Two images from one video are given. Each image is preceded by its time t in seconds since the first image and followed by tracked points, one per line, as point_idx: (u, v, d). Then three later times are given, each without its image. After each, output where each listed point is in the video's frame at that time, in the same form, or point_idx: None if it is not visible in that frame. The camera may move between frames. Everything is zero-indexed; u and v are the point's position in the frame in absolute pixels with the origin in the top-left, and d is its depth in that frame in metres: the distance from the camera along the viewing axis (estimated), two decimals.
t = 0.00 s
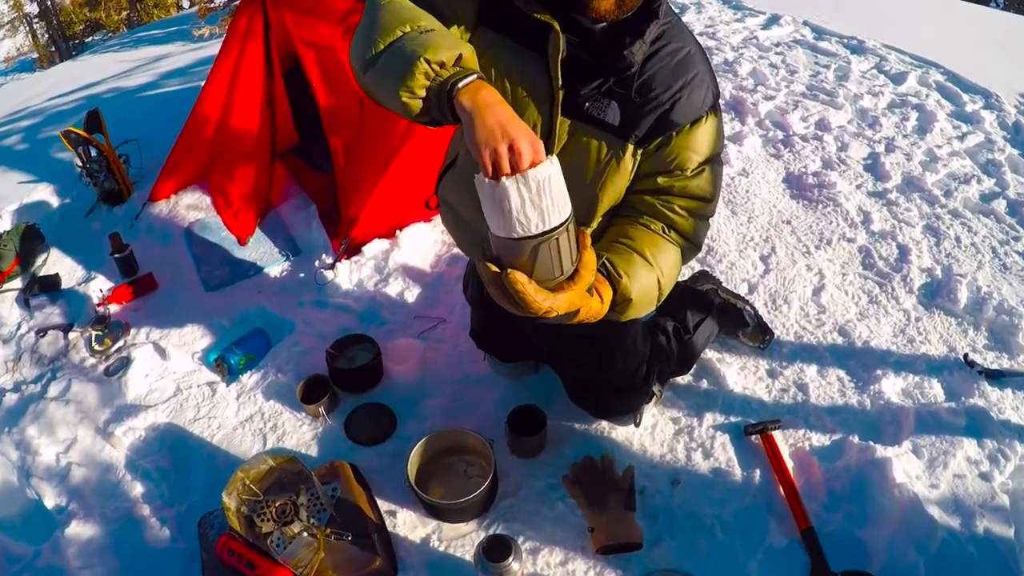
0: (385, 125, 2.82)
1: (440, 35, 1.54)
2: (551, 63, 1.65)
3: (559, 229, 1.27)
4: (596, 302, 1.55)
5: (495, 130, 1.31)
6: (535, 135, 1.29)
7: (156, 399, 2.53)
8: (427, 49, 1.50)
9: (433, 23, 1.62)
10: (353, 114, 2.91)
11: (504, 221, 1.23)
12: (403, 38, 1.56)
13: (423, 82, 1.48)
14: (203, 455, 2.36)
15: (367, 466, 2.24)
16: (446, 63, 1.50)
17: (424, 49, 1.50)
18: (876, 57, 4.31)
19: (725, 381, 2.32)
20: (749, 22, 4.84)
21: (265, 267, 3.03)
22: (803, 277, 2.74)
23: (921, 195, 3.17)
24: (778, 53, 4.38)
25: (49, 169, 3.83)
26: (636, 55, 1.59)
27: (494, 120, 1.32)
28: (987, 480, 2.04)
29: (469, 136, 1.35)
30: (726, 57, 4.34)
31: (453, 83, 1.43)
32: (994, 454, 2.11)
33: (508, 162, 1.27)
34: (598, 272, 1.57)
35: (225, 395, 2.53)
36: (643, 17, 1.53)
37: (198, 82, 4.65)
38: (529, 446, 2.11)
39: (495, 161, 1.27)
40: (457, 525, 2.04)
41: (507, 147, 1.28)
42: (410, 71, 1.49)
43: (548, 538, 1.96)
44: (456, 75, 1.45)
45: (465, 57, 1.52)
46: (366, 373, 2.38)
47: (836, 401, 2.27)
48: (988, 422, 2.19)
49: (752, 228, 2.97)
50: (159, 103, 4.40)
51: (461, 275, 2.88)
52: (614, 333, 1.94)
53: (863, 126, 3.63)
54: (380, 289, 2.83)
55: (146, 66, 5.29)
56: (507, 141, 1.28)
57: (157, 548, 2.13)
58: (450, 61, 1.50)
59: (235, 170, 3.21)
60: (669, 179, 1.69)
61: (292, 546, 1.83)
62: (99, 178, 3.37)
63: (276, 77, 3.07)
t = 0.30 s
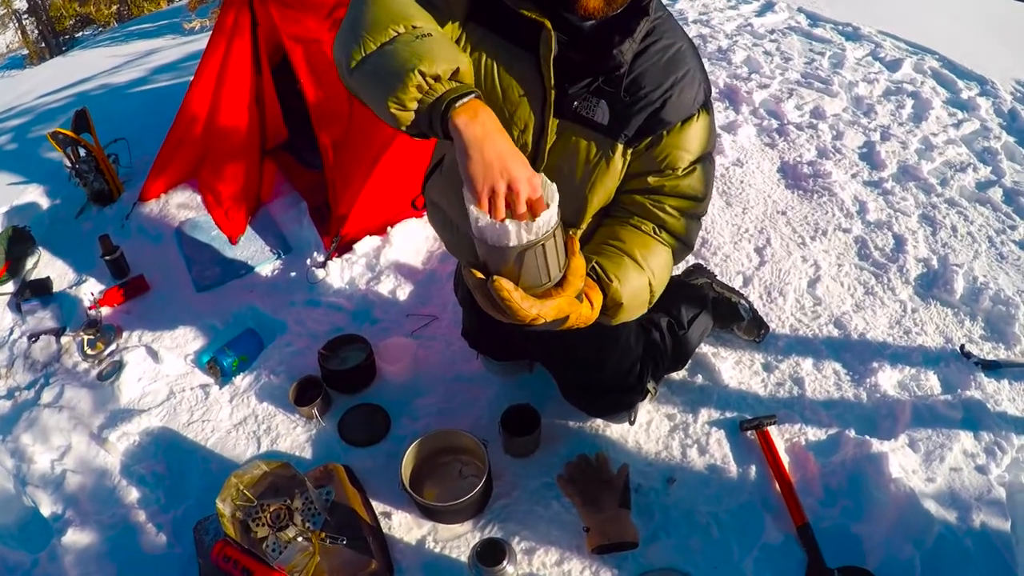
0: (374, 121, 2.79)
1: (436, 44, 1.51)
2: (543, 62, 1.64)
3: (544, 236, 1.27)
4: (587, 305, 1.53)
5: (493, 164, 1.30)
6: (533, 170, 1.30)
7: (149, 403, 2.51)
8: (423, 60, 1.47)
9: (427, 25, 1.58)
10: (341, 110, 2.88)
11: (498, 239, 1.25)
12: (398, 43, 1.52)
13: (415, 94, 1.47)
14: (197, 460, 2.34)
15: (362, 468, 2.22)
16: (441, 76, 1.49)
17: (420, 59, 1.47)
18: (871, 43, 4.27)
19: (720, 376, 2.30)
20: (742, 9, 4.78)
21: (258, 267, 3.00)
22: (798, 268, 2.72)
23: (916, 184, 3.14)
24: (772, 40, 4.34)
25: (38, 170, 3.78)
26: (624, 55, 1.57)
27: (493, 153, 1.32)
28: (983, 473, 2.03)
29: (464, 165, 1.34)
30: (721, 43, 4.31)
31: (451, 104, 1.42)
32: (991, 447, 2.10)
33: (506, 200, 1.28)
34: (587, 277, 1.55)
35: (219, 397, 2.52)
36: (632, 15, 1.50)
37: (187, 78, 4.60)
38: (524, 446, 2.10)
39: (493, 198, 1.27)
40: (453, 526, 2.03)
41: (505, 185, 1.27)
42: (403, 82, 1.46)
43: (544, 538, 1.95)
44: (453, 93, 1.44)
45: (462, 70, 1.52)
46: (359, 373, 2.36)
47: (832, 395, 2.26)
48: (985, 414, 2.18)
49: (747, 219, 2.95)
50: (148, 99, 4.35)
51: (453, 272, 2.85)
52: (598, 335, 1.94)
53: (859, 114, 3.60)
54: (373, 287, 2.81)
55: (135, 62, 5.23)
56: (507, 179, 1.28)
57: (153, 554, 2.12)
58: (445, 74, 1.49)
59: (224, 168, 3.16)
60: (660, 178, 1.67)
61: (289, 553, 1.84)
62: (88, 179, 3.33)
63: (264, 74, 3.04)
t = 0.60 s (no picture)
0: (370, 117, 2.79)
1: (445, 60, 1.49)
2: (540, 62, 1.65)
3: (541, 236, 1.29)
4: (580, 304, 1.55)
5: (499, 186, 1.36)
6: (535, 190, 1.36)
7: (146, 398, 2.52)
8: (434, 78, 1.46)
9: (435, 34, 1.56)
10: (337, 105, 2.88)
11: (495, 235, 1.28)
12: (404, 55, 1.51)
13: (423, 111, 1.47)
14: (194, 455, 2.35)
15: (357, 463, 2.23)
16: (449, 94, 1.48)
17: (429, 78, 1.46)
18: (869, 41, 4.27)
19: (714, 373, 2.31)
20: (740, 6, 4.78)
21: (255, 262, 3.00)
22: (794, 266, 2.72)
23: (913, 183, 3.14)
24: (769, 37, 4.33)
25: (36, 165, 3.79)
26: (619, 55, 1.58)
27: (499, 174, 1.37)
28: (976, 472, 2.04)
29: (470, 185, 1.39)
30: (719, 39, 4.30)
31: (458, 125, 1.43)
32: (984, 446, 2.11)
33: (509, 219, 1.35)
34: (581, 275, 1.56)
35: (216, 393, 2.52)
36: (626, 14, 1.50)
37: (185, 73, 4.60)
38: (519, 442, 2.11)
39: (495, 218, 1.34)
40: (448, 522, 2.03)
41: (509, 206, 1.34)
42: (413, 98, 1.46)
43: (538, 534, 1.96)
44: (461, 114, 1.45)
45: (470, 91, 1.50)
46: (355, 369, 2.37)
47: (826, 393, 2.26)
48: (979, 413, 2.18)
49: (743, 217, 2.95)
50: (146, 94, 4.35)
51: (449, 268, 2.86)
52: (591, 334, 1.97)
53: (856, 112, 3.60)
54: (369, 283, 2.81)
55: (132, 56, 5.22)
56: (511, 201, 1.34)
57: (150, 548, 2.13)
58: (454, 94, 1.47)
59: (221, 163, 3.17)
60: (653, 177, 1.68)
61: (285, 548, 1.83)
62: (85, 175, 3.34)
63: (261, 70, 3.04)
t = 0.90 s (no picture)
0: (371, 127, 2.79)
1: (450, 75, 1.50)
2: (543, 77, 1.66)
3: (550, 248, 1.33)
4: (583, 317, 1.55)
5: (508, 197, 1.38)
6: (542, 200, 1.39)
7: (145, 405, 2.53)
8: (440, 93, 1.46)
9: (440, 50, 1.57)
10: (339, 114, 2.88)
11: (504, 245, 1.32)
12: (411, 71, 1.51)
13: (430, 125, 1.47)
14: (193, 463, 2.35)
15: (356, 474, 2.23)
16: (456, 109, 1.48)
17: (437, 94, 1.46)
18: (869, 52, 4.28)
19: (713, 387, 2.32)
20: (741, 16, 4.79)
21: (255, 269, 3.01)
22: (793, 280, 2.73)
23: (912, 196, 3.15)
24: (770, 48, 4.35)
25: (37, 168, 3.79)
26: (622, 69, 1.58)
27: (508, 187, 1.39)
28: (973, 488, 2.05)
29: (479, 196, 1.42)
30: (720, 50, 4.32)
31: (466, 138, 1.44)
32: (981, 463, 2.12)
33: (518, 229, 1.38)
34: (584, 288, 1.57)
35: (215, 401, 2.53)
36: (629, 28, 1.53)
37: (187, 77, 4.61)
38: (518, 455, 2.11)
39: (505, 229, 1.37)
40: (446, 534, 2.03)
41: (518, 217, 1.37)
42: (420, 112, 1.46)
43: (535, 547, 1.97)
44: (469, 127, 1.46)
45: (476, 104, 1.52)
46: (355, 380, 2.38)
47: (824, 408, 2.27)
48: (976, 429, 2.19)
49: (742, 230, 2.96)
50: (148, 98, 4.36)
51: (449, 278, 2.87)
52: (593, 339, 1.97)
53: (856, 125, 3.61)
54: (369, 293, 2.82)
55: (134, 59, 5.23)
56: (520, 211, 1.37)
57: (148, 556, 2.13)
58: (461, 108, 1.48)
59: (222, 170, 3.17)
60: (654, 193, 1.68)
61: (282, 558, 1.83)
62: (87, 179, 3.34)
63: (263, 77, 3.05)
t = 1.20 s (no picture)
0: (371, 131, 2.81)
1: (449, 83, 1.49)
2: (539, 83, 1.66)
3: (547, 248, 1.33)
4: (578, 322, 1.56)
5: (505, 206, 1.38)
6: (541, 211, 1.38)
7: (141, 408, 2.52)
8: (439, 100, 1.46)
9: (440, 58, 1.56)
10: (338, 118, 2.88)
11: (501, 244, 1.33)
12: (411, 79, 1.50)
13: (428, 131, 1.47)
14: (189, 466, 2.35)
15: (352, 479, 2.23)
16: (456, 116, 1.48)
17: (435, 100, 1.46)
18: (869, 61, 4.30)
19: (708, 396, 2.32)
20: (741, 24, 4.80)
21: (251, 273, 3.01)
22: (789, 288, 2.74)
23: (910, 205, 3.16)
24: (769, 56, 4.36)
25: (35, 168, 3.78)
26: (620, 73, 1.58)
27: (506, 196, 1.38)
28: (967, 497, 2.06)
29: (477, 202, 1.41)
30: (719, 57, 4.33)
31: (466, 146, 1.43)
32: (976, 472, 2.12)
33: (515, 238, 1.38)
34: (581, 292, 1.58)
35: (211, 404, 2.53)
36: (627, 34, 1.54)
37: (186, 79, 4.60)
38: (513, 462, 2.11)
39: (501, 236, 1.37)
40: (441, 540, 2.03)
41: (514, 226, 1.36)
42: (421, 121, 1.46)
43: (529, 553, 1.97)
44: (468, 134, 1.45)
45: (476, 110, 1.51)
46: (351, 385, 2.38)
47: (819, 417, 2.27)
48: (970, 439, 2.20)
49: (739, 237, 2.97)
50: (147, 99, 4.35)
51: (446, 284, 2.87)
52: (587, 353, 1.96)
53: (854, 133, 3.62)
54: (366, 298, 2.82)
55: (133, 60, 5.23)
56: (517, 221, 1.36)
57: (142, 559, 2.13)
58: (461, 116, 1.48)
59: (221, 172, 3.17)
60: (652, 199, 1.67)
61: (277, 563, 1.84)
62: (85, 181, 3.34)
63: (262, 80, 3.05)
